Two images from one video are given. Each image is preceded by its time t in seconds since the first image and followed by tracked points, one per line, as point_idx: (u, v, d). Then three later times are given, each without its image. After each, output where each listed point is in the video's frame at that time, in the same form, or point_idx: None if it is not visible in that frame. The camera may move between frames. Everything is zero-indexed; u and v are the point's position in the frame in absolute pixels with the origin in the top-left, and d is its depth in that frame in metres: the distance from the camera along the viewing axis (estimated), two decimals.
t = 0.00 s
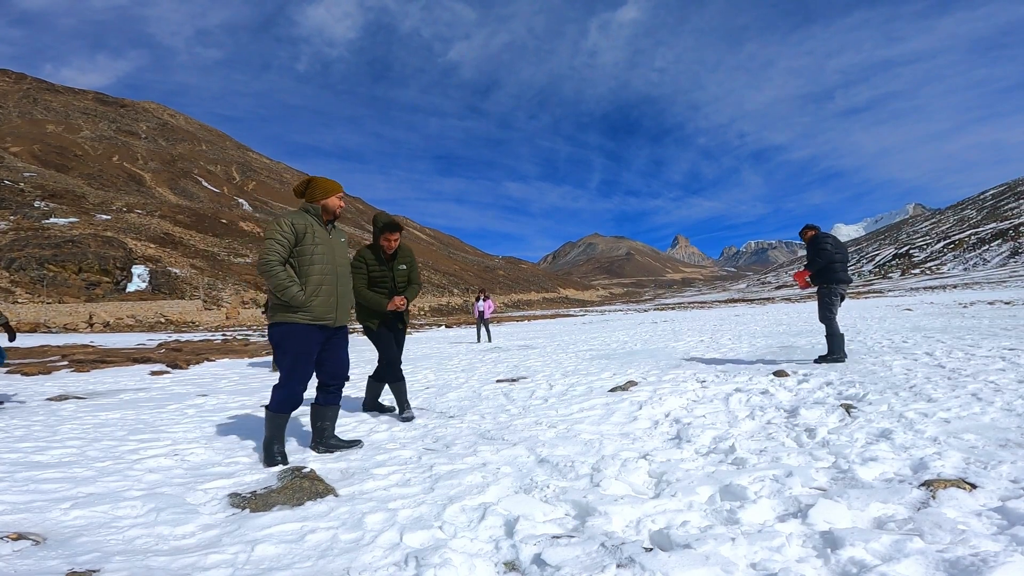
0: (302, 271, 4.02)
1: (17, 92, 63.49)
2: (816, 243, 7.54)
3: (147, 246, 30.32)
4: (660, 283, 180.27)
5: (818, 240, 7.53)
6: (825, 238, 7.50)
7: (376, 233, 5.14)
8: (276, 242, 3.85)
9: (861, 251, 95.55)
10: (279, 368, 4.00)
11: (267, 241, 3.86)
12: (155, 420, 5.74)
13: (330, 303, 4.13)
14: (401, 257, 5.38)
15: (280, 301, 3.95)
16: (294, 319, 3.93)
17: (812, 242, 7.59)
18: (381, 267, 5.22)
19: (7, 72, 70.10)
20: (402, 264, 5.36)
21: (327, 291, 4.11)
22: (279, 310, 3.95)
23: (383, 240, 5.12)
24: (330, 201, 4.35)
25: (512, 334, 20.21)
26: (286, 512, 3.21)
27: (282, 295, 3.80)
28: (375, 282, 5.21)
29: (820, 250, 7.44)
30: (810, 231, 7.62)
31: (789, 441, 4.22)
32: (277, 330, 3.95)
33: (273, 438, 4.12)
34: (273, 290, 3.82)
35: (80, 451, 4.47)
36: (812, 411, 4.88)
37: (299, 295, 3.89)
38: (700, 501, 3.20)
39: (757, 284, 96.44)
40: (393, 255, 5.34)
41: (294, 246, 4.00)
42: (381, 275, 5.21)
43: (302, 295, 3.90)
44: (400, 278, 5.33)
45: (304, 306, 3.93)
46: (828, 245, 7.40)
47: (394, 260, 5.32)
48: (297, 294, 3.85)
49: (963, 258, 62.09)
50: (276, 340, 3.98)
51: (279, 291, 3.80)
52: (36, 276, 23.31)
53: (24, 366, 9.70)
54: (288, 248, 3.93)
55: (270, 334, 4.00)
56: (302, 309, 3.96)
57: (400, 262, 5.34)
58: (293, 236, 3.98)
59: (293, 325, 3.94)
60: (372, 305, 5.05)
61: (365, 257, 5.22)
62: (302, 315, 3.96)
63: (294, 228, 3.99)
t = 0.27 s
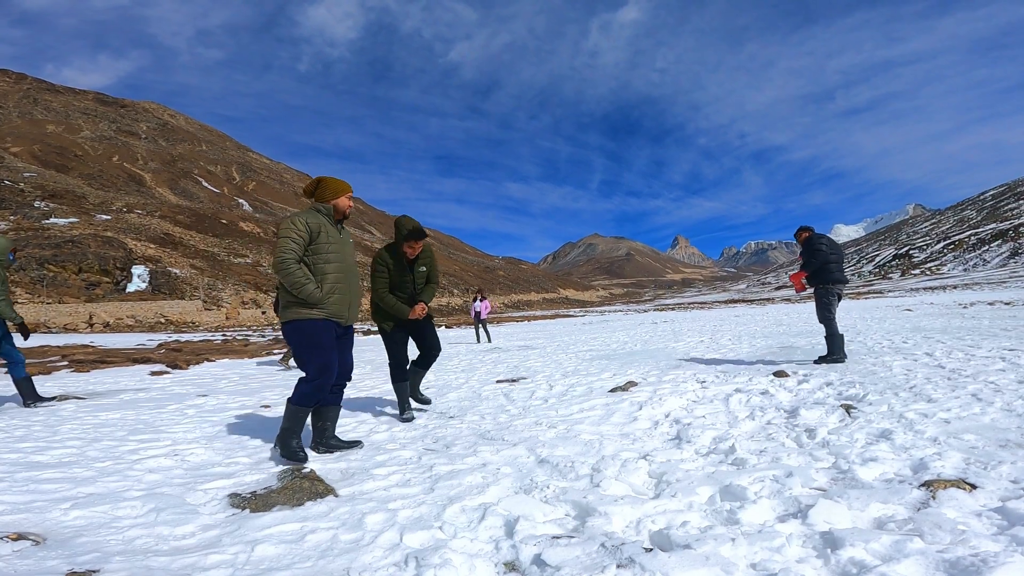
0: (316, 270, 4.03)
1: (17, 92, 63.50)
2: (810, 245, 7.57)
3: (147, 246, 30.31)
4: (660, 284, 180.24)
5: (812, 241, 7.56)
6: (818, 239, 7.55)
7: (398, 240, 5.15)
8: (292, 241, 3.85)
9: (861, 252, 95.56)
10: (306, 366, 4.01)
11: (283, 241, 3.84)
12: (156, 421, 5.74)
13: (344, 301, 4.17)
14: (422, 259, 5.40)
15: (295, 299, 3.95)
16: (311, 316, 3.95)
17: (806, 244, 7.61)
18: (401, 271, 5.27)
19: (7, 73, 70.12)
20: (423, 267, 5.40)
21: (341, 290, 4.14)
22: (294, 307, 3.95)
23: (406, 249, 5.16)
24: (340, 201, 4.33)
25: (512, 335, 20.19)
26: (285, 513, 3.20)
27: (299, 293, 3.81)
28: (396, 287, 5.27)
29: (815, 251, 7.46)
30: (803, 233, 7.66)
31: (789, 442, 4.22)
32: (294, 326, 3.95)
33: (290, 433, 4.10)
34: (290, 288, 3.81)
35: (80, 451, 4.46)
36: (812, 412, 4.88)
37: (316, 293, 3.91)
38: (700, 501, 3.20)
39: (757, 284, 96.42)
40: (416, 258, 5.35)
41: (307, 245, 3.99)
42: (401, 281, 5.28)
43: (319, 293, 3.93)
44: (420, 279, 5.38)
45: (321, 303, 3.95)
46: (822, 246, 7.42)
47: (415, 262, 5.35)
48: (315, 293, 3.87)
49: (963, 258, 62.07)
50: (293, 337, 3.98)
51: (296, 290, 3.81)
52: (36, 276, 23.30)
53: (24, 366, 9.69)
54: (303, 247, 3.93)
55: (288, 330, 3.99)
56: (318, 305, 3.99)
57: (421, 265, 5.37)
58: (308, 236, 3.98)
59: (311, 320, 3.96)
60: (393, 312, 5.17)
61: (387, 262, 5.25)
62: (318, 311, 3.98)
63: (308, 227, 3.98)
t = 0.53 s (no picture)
0: (327, 268, 4.02)
1: (16, 90, 63.43)
2: (804, 246, 7.60)
3: (146, 245, 30.29)
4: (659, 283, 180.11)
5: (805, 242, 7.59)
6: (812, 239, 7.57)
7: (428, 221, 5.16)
8: (303, 238, 3.83)
9: (861, 251, 95.43)
10: (329, 363, 4.02)
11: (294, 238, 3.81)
12: (156, 419, 5.73)
13: (356, 299, 4.17)
14: (452, 249, 5.30)
15: (306, 296, 3.92)
16: (325, 314, 3.93)
17: (800, 246, 7.64)
18: (426, 257, 5.25)
19: (6, 71, 70.01)
20: (452, 257, 5.30)
21: (352, 288, 4.13)
22: (306, 305, 3.92)
23: (435, 232, 5.13)
24: (346, 197, 4.33)
25: (512, 334, 20.17)
26: (285, 511, 3.20)
27: (312, 291, 3.80)
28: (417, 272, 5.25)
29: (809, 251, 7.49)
30: (796, 234, 7.71)
31: (789, 441, 4.21)
32: (309, 325, 3.91)
33: (328, 437, 4.03)
34: (303, 285, 3.79)
35: (79, 450, 4.45)
36: (812, 411, 4.87)
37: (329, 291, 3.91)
38: (700, 500, 3.19)
39: (757, 283, 96.30)
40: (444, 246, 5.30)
41: (319, 242, 3.97)
42: (423, 268, 5.26)
43: (332, 291, 3.92)
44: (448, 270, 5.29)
45: (334, 301, 3.93)
46: (816, 246, 7.48)
47: (444, 250, 5.29)
48: (328, 290, 3.86)
49: (963, 257, 61.94)
50: (307, 335, 3.94)
51: (309, 287, 3.80)
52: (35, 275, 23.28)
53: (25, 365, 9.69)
54: (314, 244, 3.91)
55: (299, 327, 3.94)
56: (330, 303, 3.97)
57: (450, 254, 5.29)
58: (318, 233, 3.95)
59: (326, 318, 3.94)
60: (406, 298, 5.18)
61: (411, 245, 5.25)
62: (331, 309, 3.96)
63: (318, 225, 3.96)
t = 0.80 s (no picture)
0: (334, 268, 3.99)
1: (16, 90, 63.43)
2: (801, 247, 7.58)
3: (146, 245, 30.28)
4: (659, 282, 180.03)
5: (802, 241, 7.57)
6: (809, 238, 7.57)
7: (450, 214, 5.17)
8: (309, 239, 3.80)
9: (860, 251, 95.25)
10: (339, 366, 3.98)
11: (302, 239, 3.79)
12: (156, 419, 5.72)
13: (364, 299, 4.15)
14: (477, 245, 5.31)
15: (314, 298, 3.90)
16: (334, 316, 3.91)
17: (796, 247, 7.62)
18: (447, 250, 5.21)
19: (6, 70, 70.00)
20: (478, 253, 5.30)
21: (359, 288, 4.11)
22: (315, 307, 3.90)
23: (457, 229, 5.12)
24: (348, 193, 4.31)
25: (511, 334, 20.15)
26: (285, 511, 3.20)
27: (322, 293, 3.79)
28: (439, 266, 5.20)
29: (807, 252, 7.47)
30: (793, 234, 7.69)
31: (789, 440, 4.21)
32: (318, 328, 3.89)
33: (338, 441, 4.00)
34: (312, 288, 3.77)
35: (79, 450, 4.45)
36: (812, 410, 4.85)
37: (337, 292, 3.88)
38: (700, 500, 3.19)
39: (756, 283, 96.23)
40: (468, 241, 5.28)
41: (325, 241, 3.94)
42: (445, 263, 5.20)
43: (340, 292, 3.90)
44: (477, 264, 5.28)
45: (343, 303, 3.93)
46: (812, 247, 7.47)
47: (469, 247, 5.27)
48: (335, 292, 3.84)
49: (963, 257, 61.85)
50: (316, 338, 3.91)
51: (318, 290, 3.78)
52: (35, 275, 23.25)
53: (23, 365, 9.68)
54: (320, 244, 3.88)
55: (307, 329, 3.91)
56: (339, 305, 3.95)
57: (475, 250, 5.28)
58: (324, 232, 3.92)
59: (335, 320, 3.92)
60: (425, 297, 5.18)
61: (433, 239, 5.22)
62: (341, 311, 3.95)
63: (324, 223, 3.92)
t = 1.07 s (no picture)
0: (341, 265, 3.98)
1: (16, 89, 63.41)
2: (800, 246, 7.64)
3: (146, 244, 30.27)
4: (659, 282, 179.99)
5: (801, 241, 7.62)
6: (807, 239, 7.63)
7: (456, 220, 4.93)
8: (317, 235, 3.78)
9: (861, 250, 95.18)
10: (341, 368, 3.96)
11: (310, 235, 3.77)
12: (155, 418, 5.72)
13: (369, 298, 4.15)
14: (485, 244, 5.12)
15: (321, 296, 3.89)
16: (340, 316, 3.92)
17: (795, 246, 7.69)
18: (455, 255, 5.05)
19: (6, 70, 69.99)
20: (488, 252, 5.11)
21: (365, 286, 4.11)
22: (321, 305, 3.89)
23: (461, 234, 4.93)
24: (356, 185, 4.31)
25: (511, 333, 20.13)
26: (285, 511, 3.19)
27: (329, 292, 3.78)
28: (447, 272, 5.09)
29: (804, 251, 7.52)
30: (791, 234, 7.73)
31: (789, 440, 4.21)
32: (324, 327, 3.90)
33: (338, 442, 4.01)
34: (319, 286, 3.76)
35: (79, 450, 4.45)
36: (812, 410, 4.85)
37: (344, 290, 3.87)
38: (700, 500, 3.19)
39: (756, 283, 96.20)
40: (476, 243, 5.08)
41: (333, 236, 3.94)
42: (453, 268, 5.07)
43: (348, 290, 3.89)
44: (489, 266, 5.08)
45: (350, 302, 3.93)
46: (811, 247, 7.55)
47: (477, 248, 5.09)
48: (342, 290, 3.83)
49: (963, 257, 61.78)
50: (321, 338, 3.92)
51: (326, 288, 3.77)
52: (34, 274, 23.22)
53: (23, 364, 9.68)
54: (328, 238, 3.88)
55: (312, 328, 3.91)
56: (346, 305, 3.95)
57: (484, 250, 5.09)
58: (332, 226, 3.91)
59: (341, 320, 3.93)
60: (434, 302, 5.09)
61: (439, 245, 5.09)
62: (347, 311, 3.95)
63: (332, 216, 3.91)
